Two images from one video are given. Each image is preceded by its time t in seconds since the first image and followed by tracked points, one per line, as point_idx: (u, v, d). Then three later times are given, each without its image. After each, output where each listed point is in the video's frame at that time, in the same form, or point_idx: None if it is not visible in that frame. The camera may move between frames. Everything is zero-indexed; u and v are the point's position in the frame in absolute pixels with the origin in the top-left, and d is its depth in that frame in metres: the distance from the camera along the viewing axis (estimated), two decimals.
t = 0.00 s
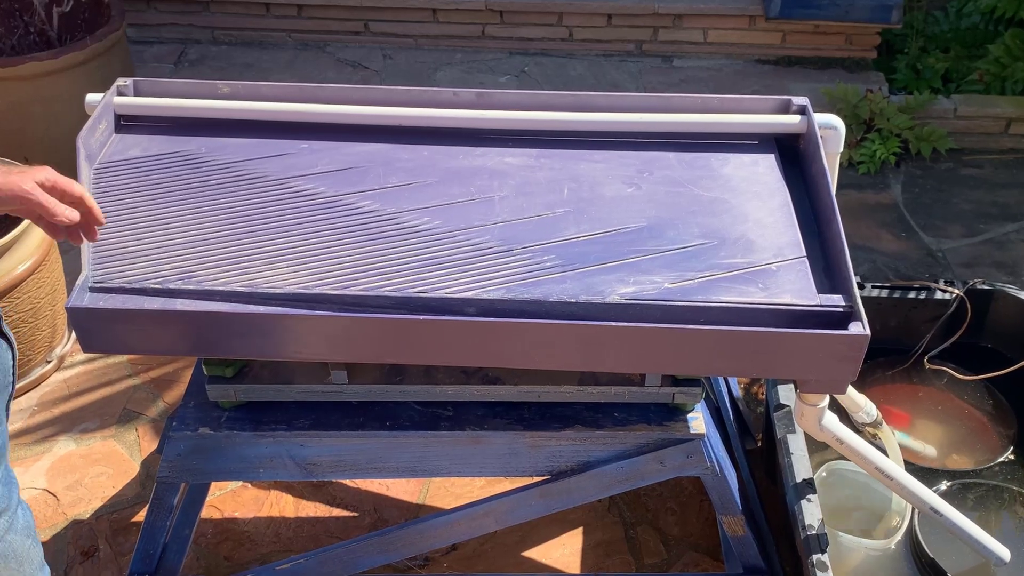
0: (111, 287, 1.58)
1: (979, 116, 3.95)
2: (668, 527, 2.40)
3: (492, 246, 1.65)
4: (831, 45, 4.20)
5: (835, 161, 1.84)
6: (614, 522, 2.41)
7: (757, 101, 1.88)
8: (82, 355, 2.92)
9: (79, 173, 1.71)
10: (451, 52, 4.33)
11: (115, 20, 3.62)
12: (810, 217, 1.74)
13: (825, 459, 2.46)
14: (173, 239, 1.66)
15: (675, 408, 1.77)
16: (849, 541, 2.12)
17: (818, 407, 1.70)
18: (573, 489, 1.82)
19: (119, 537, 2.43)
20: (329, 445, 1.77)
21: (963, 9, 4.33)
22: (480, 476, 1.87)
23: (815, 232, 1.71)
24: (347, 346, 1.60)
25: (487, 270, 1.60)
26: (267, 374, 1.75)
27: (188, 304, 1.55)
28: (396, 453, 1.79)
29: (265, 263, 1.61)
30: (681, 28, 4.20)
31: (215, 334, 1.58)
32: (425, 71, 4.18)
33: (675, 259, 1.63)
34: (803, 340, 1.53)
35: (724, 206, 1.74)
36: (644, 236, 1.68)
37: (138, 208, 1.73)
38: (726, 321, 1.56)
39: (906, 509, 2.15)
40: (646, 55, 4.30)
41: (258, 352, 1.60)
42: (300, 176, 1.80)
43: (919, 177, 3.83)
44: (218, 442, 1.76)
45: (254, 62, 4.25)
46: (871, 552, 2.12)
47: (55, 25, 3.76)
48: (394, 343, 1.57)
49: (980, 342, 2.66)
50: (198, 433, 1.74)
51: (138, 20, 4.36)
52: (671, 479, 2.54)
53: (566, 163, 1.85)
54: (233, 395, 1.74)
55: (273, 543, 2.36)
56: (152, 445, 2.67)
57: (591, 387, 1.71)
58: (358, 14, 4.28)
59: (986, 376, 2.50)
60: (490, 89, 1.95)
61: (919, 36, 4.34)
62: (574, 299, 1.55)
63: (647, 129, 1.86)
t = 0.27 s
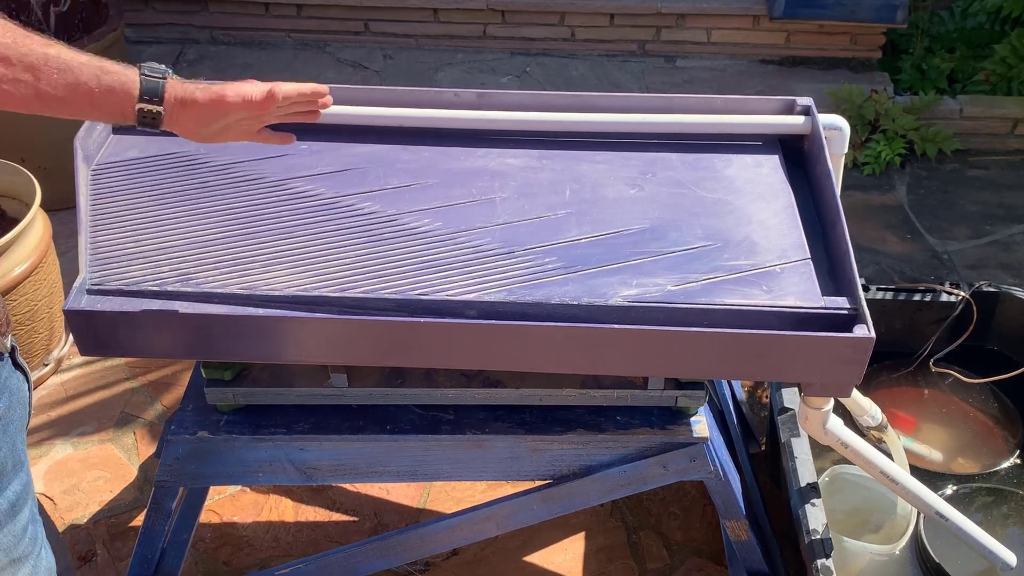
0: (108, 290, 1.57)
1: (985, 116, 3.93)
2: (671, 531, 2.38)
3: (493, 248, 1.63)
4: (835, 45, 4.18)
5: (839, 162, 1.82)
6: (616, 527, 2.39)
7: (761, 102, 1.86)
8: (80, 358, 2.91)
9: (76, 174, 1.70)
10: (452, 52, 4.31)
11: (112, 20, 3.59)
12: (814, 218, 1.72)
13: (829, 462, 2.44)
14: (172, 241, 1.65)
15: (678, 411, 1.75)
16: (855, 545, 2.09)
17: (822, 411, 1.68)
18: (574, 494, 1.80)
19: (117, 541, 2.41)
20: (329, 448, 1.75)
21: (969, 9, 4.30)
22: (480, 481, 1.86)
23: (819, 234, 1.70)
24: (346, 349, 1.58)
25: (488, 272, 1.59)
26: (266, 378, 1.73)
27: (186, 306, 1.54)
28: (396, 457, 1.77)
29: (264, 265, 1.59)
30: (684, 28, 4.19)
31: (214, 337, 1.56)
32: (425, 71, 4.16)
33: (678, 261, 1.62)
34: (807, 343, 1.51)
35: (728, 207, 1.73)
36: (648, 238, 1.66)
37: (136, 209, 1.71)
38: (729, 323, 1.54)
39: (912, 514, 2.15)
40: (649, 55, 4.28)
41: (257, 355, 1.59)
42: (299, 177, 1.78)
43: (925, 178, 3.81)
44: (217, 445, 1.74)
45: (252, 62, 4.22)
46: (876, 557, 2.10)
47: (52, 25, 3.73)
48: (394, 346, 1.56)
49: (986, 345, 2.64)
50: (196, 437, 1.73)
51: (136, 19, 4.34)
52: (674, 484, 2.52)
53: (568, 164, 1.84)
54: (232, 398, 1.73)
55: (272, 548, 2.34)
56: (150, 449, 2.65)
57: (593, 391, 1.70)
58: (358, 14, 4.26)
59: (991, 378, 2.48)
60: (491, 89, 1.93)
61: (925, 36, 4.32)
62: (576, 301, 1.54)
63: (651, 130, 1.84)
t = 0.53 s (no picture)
0: (106, 292, 1.55)
1: (992, 117, 3.93)
2: (674, 536, 2.37)
3: (495, 250, 1.62)
4: (840, 45, 4.17)
5: (844, 164, 1.81)
6: (619, 532, 2.37)
7: (765, 102, 1.85)
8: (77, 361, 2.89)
9: (73, 175, 1.68)
10: (453, 52, 4.29)
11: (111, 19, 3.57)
12: (819, 220, 1.70)
13: (833, 465, 2.42)
14: (170, 243, 1.63)
15: (682, 415, 1.73)
16: (859, 550, 2.09)
17: (827, 415, 1.66)
18: (576, 498, 1.79)
19: (115, 546, 2.39)
20: (329, 452, 1.73)
21: (976, 8, 4.30)
22: (482, 485, 1.84)
23: (824, 236, 1.68)
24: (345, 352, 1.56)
25: (489, 274, 1.57)
26: (265, 381, 1.71)
27: (184, 309, 1.52)
28: (397, 461, 1.75)
29: (263, 267, 1.58)
30: (688, 28, 4.17)
31: (212, 340, 1.54)
32: (426, 72, 4.14)
33: (681, 263, 1.60)
34: (812, 346, 1.49)
35: (731, 208, 1.71)
36: (651, 240, 1.64)
37: (133, 211, 1.70)
38: (733, 326, 1.52)
39: (917, 518, 2.13)
40: (652, 55, 4.27)
41: (255, 358, 1.57)
42: (299, 179, 1.76)
43: (930, 179, 3.79)
44: (216, 449, 1.73)
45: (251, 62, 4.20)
46: (880, 562, 2.09)
47: (49, 24, 3.71)
48: (394, 349, 1.54)
49: (992, 348, 2.63)
50: (195, 441, 1.71)
51: (135, 19, 4.32)
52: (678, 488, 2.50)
53: (570, 165, 1.82)
54: (231, 402, 1.71)
55: (271, 553, 2.32)
56: (148, 453, 2.64)
57: (595, 394, 1.68)
58: (358, 13, 4.24)
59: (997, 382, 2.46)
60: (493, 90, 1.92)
61: (931, 36, 4.29)
62: (579, 304, 1.52)
63: (653, 131, 1.82)
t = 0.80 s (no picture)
0: (103, 294, 1.53)
1: (999, 117, 3.93)
2: (678, 541, 2.35)
3: (496, 253, 1.60)
4: (845, 45, 4.15)
5: (849, 165, 1.79)
6: (622, 537, 2.36)
7: (769, 103, 1.83)
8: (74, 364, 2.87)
9: (69, 176, 1.66)
10: (454, 52, 4.27)
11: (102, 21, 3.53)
12: (824, 221, 1.69)
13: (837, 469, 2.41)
14: (168, 245, 1.61)
15: (685, 419, 1.72)
16: (864, 554, 2.06)
17: (832, 419, 1.65)
18: (578, 503, 1.77)
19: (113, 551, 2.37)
20: (329, 456, 1.72)
21: (982, 8, 4.23)
22: (483, 490, 1.82)
23: (829, 238, 1.66)
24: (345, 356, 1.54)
25: (490, 276, 1.55)
26: (264, 384, 1.70)
27: (183, 312, 1.50)
28: (397, 466, 1.73)
29: (262, 269, 1.56)
30: (692, 27, 4.15)
31: (211, 343, 1.53)
32: (427, 72, 4.13)
33: (684, 265, 1.58)
34: (817, 349, 1.47)
35: (736, 210, 1.69)
36: (653, 242, 1.63)
37: (131, 213, 1.68)
38: (737, 329, 1.51)
39: (923, 523, 2.11)
40: (655, 55, 4.25)
41: (254, 362, 1.55)
42: (298, 180, 1.75)
43: (936, 181, 3.77)
44: (214, 454, 1.71)
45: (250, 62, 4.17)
46: (886, 568, 2.05)
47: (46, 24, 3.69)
48: (395, 353, 1.52)
49: (999, 351, 2.61)
50: (193, 445, 1.69)
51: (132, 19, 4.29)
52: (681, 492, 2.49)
53: (572, 166, 1.80)
54: (230, 405, 1.69)
55: (270, 558, 2.31)
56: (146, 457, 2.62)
57: (598, 398, 1.67)
58: (358, 13, 4.22)
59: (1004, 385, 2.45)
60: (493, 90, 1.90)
61: (937, 36, 4.27)
62: (581, 307, 1.50)
63: (657, 132, 1.81)
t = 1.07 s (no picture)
0: (101, 297, 1.51)
1: (1006, 119, 3.92)
2: (681, 546, 2.33)
3: (498, 255, 1.58)
4: (851, 45, 4.14)
5: (854, 166, 1.77)
6: (625, 542, 2.34)
7: (774, 103, 1.81)
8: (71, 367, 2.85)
9: (67, 177, 1.65)
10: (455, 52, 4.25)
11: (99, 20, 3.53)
12: (829, 224, 1.67)
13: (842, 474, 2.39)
14: (166, 247, 1.59)
15: (688, 423, 1.70)
16: (870, 561, 2.04)
17: (838, 423, 1.63)
18: (581, 508, 1.75)
19: (110, 557, 2.35)
20: (328, 461, 1.70)
21: (989, 7, 4.21)
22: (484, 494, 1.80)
23: (834, 240, 1.64)
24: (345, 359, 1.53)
25: (491, 279, 1.53)
26: (263, 388, 1.68)
27: (181, 314, 1.48)
28: (398, 470, 1.71)
29: (261, 272, 1.54)
30: (695, 27, 4.14)
31: (210, 346, 1.51)
32: (428, 72, 4.11)
33: (688, 267, 1.57)
34: (822, 352, 1.46)
35: (740, 212, 1.67)
36: (656, 244, 1.61)
37: (129, 215, 1.66)
38: (741, 332, 1.49)
39: (929, 529, 2.09)
40: (658, 55, 4.23)
41: (252, 365, 1.53)
42: (297, 182, 1.73)
43: (942, 182, 3.75)
44: (213, 458, 1.69)
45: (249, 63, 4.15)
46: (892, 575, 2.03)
47: (43, 24, 3.67)
48: (395, 356, 1.50)
49: (1006, 354, 2.59)
50: (191, 449, 1.68)
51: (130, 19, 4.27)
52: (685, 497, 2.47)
53: (574, 168, 1.78)
54: (228, 409, 1.67)
55: (269, 564, 2.29)
56: (144, 461, 2.60)
57: (601, 402, 1.65)
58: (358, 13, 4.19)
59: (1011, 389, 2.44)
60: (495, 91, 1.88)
61: (943, 36, 4.26)
62: (583, 310, 1.48)
63: (660, 133, 1.79)
